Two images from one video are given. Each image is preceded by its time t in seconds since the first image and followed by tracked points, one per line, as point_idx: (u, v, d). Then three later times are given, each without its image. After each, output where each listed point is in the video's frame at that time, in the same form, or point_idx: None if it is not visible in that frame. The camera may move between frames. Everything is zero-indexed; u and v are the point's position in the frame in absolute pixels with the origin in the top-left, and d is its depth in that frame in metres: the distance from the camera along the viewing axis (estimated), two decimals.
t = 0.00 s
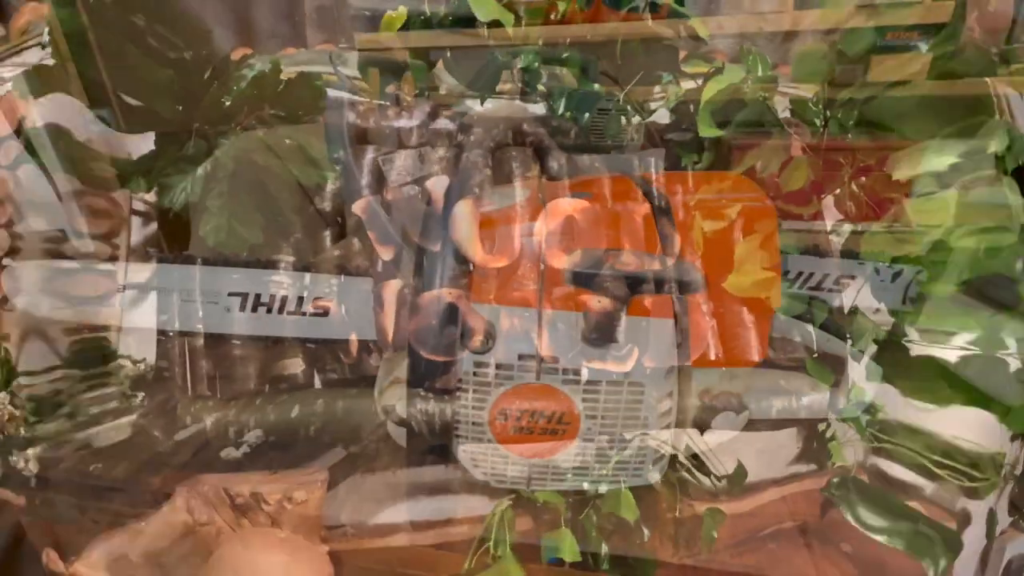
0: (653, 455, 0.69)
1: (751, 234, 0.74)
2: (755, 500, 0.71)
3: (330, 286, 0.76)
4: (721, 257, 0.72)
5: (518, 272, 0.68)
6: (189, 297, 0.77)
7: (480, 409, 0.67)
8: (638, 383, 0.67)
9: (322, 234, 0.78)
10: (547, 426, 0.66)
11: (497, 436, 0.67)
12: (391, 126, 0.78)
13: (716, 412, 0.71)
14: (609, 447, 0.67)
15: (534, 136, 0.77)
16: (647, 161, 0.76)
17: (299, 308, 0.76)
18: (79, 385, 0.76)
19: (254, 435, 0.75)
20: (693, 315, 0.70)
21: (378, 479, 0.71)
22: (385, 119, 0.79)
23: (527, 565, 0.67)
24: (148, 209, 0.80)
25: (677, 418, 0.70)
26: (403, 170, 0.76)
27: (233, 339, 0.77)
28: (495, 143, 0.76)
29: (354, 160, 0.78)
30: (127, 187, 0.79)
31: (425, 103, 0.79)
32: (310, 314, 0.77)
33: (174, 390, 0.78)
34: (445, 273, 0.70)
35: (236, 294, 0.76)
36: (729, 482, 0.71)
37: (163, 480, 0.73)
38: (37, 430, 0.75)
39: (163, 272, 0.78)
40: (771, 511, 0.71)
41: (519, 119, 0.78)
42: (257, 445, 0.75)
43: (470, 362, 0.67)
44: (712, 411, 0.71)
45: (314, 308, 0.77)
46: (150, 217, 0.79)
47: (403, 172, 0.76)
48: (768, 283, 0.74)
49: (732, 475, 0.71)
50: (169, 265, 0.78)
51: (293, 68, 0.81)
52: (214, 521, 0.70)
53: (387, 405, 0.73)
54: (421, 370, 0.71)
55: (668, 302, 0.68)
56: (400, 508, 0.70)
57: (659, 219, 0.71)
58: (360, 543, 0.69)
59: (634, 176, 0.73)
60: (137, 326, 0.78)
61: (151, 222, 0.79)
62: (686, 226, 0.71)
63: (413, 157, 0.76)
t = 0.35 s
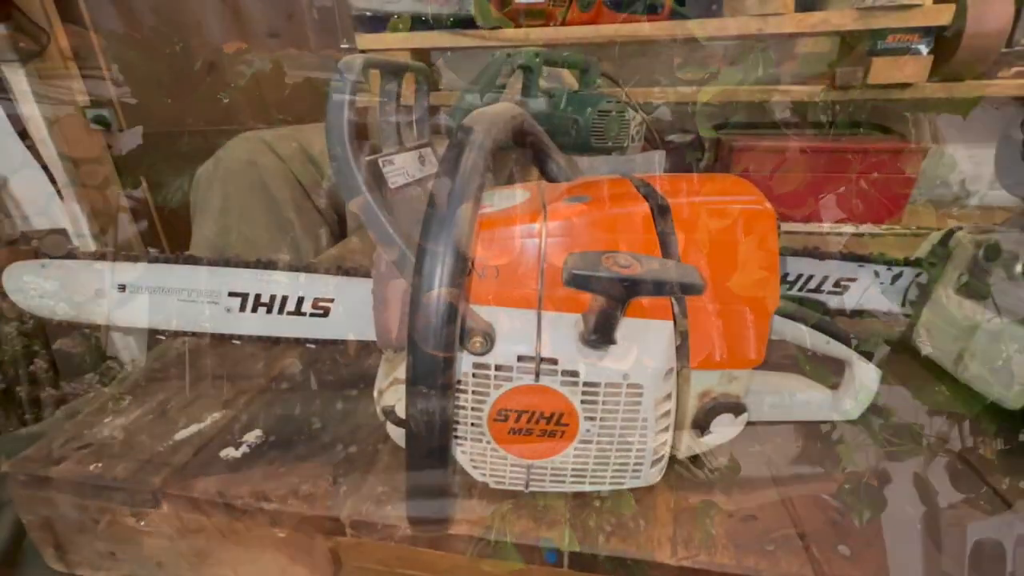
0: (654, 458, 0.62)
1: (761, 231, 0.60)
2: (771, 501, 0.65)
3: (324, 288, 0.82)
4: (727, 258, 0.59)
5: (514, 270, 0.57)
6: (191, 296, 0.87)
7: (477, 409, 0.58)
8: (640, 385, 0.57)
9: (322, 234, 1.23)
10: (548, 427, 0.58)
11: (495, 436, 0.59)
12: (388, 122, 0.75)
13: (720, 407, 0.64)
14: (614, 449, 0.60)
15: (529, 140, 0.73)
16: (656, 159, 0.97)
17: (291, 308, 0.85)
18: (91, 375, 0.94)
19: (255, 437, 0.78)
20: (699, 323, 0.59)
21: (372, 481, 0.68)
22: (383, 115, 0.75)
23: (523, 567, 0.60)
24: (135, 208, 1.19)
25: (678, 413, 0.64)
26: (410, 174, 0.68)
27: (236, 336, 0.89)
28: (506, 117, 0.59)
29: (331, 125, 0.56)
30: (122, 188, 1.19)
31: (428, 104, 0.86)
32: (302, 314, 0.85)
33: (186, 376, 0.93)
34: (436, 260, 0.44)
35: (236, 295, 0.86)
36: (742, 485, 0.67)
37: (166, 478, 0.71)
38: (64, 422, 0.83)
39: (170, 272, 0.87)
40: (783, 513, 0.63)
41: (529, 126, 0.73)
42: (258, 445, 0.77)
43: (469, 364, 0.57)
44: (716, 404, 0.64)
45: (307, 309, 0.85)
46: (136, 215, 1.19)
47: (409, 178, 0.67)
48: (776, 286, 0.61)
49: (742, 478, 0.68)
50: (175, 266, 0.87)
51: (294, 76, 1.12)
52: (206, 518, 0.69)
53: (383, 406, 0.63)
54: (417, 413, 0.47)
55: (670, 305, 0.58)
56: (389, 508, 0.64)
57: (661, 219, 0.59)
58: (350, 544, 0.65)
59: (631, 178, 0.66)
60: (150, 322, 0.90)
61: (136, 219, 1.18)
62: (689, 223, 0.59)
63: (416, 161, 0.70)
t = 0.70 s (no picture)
0: (653, 462, 0.62)
1: (761, 234, 0.59)
2: (771, 505, 0.64)
3: (324, 290, 0.82)
4: (725, 262, 0.59)
5: (514, 273, 0.57)
6: (191, 298, 0.87)
7: (476, 413, 0.59)
8: (639, 389, 0.57)
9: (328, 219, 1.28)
10: (547, 431, 0.58)
11: (494, 440, 0.60)
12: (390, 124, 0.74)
13: (720, 411, 0.63)
14: (614, 453, 0.60)
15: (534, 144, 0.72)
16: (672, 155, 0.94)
17: (292, 310, 0.85)
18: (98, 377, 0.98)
19: (254, 438, 0.78)
20: (698, 327, 0.60)
21: (369, 484, 0.68)
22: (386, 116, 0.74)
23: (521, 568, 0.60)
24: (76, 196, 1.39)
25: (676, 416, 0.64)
26: (411, 179, 0.66)
27: (234, 338, 0.89)
28: (508, 117, 0.57)
29: (333, 127, 0.54)
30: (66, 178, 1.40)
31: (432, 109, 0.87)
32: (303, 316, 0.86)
33: (187, 375, 0.94)
34: (436, 257, 0.43)
35: (236, 296, 0.86)
36: (741, 490, 0.67)
37: (163, 480, 0.70)
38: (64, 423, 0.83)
39: (169, 274, 0.86)
40: (782, 517, 0.62)
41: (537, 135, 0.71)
42: (257, 447, 0.76)
43: (468, 368, 0.57)
44: (716, 409, 0.63)
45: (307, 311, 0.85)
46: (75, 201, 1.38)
47: (411, 183, 0.66)
48: (776, 290, 0.60)
49: (741, 483, 0.68)
50: (175, 267, 0.85)
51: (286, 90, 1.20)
52: (204, 519, 0.69)
53: (384, 409, 0.63)
54: (417, 418, 0.45)
55: (669, 310, 0.58)
56: (389, 510, 0.64)
57: (661, 223, 0.59)
58: (348, 545, 0.65)
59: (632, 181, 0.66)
60: (149, 322, 0.90)
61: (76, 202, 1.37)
62: (688, 225, 0.59)
63: (417, 164, 0.70)
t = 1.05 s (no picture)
0: (650, 464, 0.62)
1: (760, 235, 0.59)
2: (769, 507, 0.64)
3: (323, 289, 0.82)
4: (724, 263, 0.59)
5: (513, 274, 0.57)
6: (191, 296, 0.87)
7: (474, 413, 0.59)
8: (637, 390, 0.57)
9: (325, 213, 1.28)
10: (545, 432, 0.58)
11: (492, 441, 0.60)
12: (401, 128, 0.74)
13: (720, 412, 0.62)
14: (612, 454, 0.60)
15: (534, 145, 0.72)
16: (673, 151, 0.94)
17: (292, 309, 0.85)
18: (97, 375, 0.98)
19: (253, 437, 0.78)
20: (697, 328, 0.60)
21: (367, 484, 0.68)
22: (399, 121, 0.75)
23: (519, 568, 0.60)
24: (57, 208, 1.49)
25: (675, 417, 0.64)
26: (410, 179, 0.66)
27: (234, 337, 0.89)
28: (507, 118, 0.57)
29: (331, 127, 0.53)
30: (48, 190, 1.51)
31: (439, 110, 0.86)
32: (304, 316, 0.85)
33: (187, 374, 0.94)
34: (435, 256, 0.43)
35: (237, 295, 0.86)
36: (740, 491, 0.66)
37: (162, 479, 0.70)
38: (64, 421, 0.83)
39: (168, 272, 0.86)
40: (780, 518, 0.62)
41: (537, 135, 0.71)
42: (256, 446, 0.76)
43: (466, 368, 0.57)
44: (716, 410, 0.62)
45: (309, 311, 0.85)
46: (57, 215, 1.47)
47: (411, 183, 0.66)
48: (775, 291, 0.60)
49: (739, 485, 0.67)
50: (174, 265, 0.85)
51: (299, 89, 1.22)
52: (202, 518, 0.69)
53: (382, 409, 0.63)
54: (415, 418, 0.45)
55: (668, 311, 0.58)
56: (387, 510, 0.64)
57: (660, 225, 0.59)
58: (345, 545, 0.65)
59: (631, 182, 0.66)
60: (149, 321, 0.90)
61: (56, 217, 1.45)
62: (687, 226, 0.59)
63: (417, 164, 0.70)
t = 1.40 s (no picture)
0: (650, 465, 0.62)
1: (761, 237, 0.59)
2: (769, 508, 0.64)
3: (326, 289, 0.83)
4: (724, 265, 0.59)
5: (514, 275, 0.57)
6: (194, 296, 0.87)
7: (475, 413, 0.59)
8: (637, 391, 0.57)
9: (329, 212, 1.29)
10: (545, 432, 0.58)
11: (493, 441, 0.60)
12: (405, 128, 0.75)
13: (719, 414, 0.62)
14: (612, 454, 0.60)
15: (534, 147, 0.72)
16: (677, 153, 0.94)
17: (295, 309, 0.85)
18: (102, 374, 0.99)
19: (256, 436, 0.78)
20: (697, 330, 0.60)
21: (368, 483, 0.69)
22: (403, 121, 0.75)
23: (518, 568, 0.60)
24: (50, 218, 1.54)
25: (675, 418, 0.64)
26: (413, 179, 0.66)
27: (237, 336, 0.89)
28: (509, 119, 0.57)
29: (333, 128, 0.54)
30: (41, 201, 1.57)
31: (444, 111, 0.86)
32: (306, 316, 0.86)
33: (191, 373, 0.95)
34: (436, 258, 0.43)
35: (240, 295, 0.86)
36: (740, 494, 0.66)
37: (164, 477, 0.70)
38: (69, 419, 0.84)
39: (172, 272, 0.87)
40: (780, 520, 0.62)
41: (538, 135, 0.71)
42: (258, 444, 0.77)
43: (466, 369, 0.57)
44: (716, 412, 0.62)
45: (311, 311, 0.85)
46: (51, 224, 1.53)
47: (414, 184, 0.66)
48: (776, 294, 0.60)
49: (739, 487, 0.67)
50: (177, 265, 0.86)
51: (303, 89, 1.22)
52: (204, 516, 0.69)
53: (383, 408, 0.63)
54: (415, 417, 0.46)
55: (668, 312, 0.58)
56: (388, 509, 0.64)
57: (661, 227, 0.59)
58: (346, 543, 0.66)
59: (632, 183, 0.67)
60: (153, 320, 0.90)
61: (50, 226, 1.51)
62: (688, 229, 0.59)
63: (419, 165, 0.70)
